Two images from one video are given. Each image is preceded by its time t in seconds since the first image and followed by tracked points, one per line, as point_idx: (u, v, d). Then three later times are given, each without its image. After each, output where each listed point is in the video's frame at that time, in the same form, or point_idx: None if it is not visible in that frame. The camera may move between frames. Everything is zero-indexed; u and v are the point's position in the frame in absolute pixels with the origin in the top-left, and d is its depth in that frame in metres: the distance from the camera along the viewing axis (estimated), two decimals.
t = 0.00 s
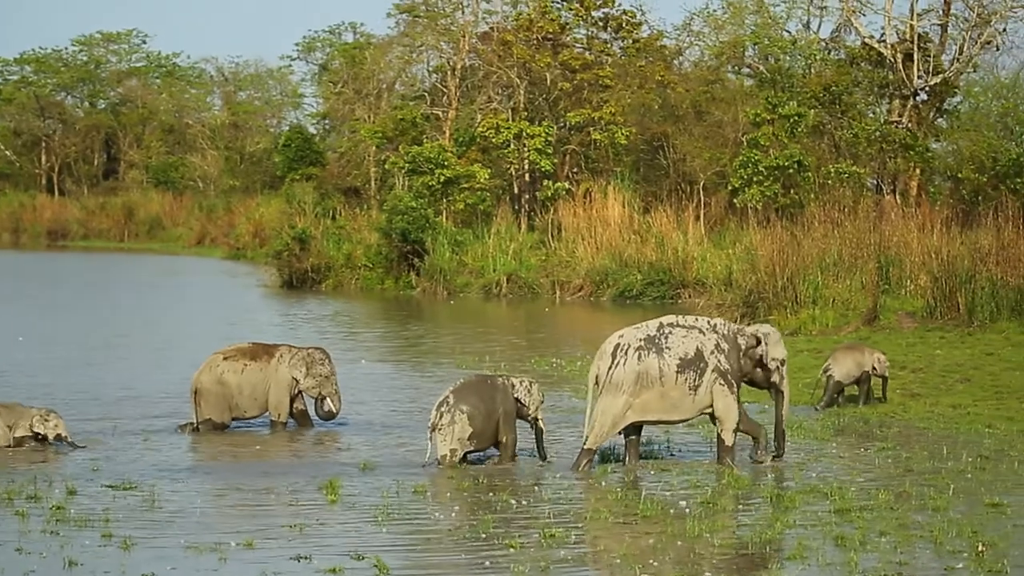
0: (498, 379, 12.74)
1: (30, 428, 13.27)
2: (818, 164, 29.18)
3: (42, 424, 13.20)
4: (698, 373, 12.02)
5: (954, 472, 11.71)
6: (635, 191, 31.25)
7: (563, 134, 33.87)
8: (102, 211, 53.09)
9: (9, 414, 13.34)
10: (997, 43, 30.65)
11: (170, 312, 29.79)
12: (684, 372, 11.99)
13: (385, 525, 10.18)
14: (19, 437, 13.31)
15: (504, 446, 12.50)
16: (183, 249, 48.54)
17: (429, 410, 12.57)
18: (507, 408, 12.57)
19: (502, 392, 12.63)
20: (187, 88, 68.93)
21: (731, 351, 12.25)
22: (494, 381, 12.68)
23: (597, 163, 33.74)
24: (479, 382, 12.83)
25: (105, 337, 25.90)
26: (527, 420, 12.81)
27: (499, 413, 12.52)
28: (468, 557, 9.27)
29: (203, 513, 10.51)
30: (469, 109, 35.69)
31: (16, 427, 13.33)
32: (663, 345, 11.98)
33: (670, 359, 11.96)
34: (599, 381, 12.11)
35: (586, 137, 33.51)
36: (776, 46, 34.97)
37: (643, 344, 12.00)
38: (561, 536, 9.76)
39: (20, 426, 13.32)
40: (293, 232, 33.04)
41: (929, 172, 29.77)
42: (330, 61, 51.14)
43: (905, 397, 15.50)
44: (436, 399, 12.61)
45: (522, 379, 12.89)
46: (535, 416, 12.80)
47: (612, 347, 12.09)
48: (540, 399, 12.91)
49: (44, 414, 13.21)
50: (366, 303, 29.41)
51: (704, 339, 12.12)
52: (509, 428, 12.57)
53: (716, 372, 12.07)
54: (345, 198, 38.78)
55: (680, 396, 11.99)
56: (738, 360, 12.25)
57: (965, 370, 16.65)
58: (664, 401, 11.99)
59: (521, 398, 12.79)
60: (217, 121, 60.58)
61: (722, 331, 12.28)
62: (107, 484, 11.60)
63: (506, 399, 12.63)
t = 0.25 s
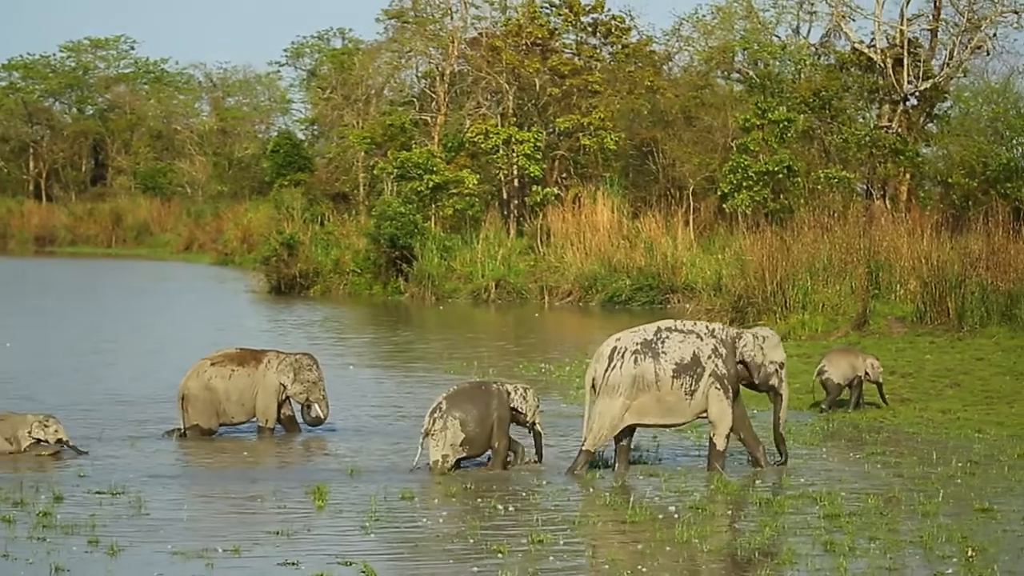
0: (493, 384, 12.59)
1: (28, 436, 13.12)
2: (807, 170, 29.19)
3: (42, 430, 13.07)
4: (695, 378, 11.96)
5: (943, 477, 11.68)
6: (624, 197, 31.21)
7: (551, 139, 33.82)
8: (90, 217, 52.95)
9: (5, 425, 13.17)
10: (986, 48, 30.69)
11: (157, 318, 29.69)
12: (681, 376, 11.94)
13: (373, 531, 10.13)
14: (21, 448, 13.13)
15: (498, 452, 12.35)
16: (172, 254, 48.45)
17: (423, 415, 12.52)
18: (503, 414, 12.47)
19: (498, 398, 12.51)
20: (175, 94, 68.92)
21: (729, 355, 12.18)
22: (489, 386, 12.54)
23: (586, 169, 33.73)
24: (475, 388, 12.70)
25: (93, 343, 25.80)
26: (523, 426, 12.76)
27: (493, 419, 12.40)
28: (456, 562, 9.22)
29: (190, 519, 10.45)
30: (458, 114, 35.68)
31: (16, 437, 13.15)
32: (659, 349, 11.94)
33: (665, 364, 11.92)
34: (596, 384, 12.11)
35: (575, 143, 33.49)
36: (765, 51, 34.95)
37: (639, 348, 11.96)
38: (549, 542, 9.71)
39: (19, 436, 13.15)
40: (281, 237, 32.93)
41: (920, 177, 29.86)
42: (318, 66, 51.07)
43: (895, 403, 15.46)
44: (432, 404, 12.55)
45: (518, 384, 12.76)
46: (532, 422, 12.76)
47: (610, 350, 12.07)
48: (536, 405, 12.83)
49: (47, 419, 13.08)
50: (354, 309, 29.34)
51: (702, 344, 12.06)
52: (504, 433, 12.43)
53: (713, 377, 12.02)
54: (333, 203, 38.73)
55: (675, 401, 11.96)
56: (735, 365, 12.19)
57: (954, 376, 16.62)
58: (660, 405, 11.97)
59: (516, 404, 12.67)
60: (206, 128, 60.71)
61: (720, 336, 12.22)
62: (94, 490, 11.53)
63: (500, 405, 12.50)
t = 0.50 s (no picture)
0: (495, 388, 12.55)
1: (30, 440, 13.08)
2: (800, 173, 29.21)
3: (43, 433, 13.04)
4: (694, 381, 11.94)
5: (937, 481, 11.67)
6: (617, 201, 31.19)
7: (544, 143, 33.79)
8: (81, 222, 52.84)
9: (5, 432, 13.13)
10: (980, 51, 30.72)
11: (149, 322, 29.61)
12: (680, 378, 11.93)
13: (367, 536, 10.08)
14: (23, 453, 13.11)
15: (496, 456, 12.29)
16: (164, 258, 48.37)
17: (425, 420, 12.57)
18: (503, 417, 12.39)
19: (499, 403, 12.45)
20: (167, 98, 68.93)
21: (730, 358, 12.17)
22: (489, 391, 12.51)
23: (579, 173, 33.71)
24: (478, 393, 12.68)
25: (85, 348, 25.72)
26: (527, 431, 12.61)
27: (493, 422, 12.34)
28: (450, 567, 9.18)
29: (182, 524, 10.40)
30: (451, 118, 35.65)
31: (17, 442, 13.13)
32: (659, 351, 11.94)
33: (665, 366, 11.91)
34: (596, 386, 12.08)
35: (568, 146, 33.48)
36: (758, 55, 34.94)
37: (639, 349, 11.95)
38: (543, 546, 9.68)
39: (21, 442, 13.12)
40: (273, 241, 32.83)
41: (913, 180, 29.93)
42: (310, 71, 51.04)
43: (888, 406, 15.44)
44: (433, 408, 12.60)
45: (522, 389, 12.67)
46: (535, 427, 12.58)
47: (609, 351, 12.06)
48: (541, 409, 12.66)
49: (46, 421, 13.05)
50: (347, 313, 29.29)
51: (701, 346, 12.05)
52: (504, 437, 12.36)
53: (712, 379, 12.00)
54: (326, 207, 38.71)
55: (675, 403, 11.94)
56: (736, 368, 12.17)
57: (948, 379, 16.61)
58: (660, 407, 11.95)
59: (518, 408, 12.55)
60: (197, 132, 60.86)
61: (721, 339, 12.20)
62: (86, 494, 11.48)
63: (501, 409, 12.44)
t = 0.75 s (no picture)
0: (492, 391, 12.57)
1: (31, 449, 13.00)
2: (794, 175, 29.21)
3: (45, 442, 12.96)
4: (694, 384, 11.91)
5: (932, 484, 11.64)
6: (611, 203, 31.14)
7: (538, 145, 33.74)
8: (74, 225, 52.75)
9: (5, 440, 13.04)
10: (975, 53, 30.72)
11: (143, 325, 29.54)
12: (680, 381, 11.89)
13: (360, 539, 10.04)
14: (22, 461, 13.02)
15: (496, 458, 12.30)
16: (157, 262, 48.30)
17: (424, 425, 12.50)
18: (502, 419, 12.39)
19: (498, 405, 12.46)
20: (159, 100, 69.01)
21: (728, 361, 12.13)
22: (487, 394, 12.51)
23: (573, 175, 33.69)
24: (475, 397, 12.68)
25: (77, 351, 25.64)
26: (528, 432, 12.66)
27: (492, 424, 12.34)
28: (444, 571, 9.14)
29: (175, 528, 10.35)
30: (444, 120, 35.59)
31: (16, 451, 13.04)
32: (659, 353, 11.88)
33: (665, 369, 11.86)
34: (596, 388, 12.03)
35: (561, 149, 33.45)
36: (752, 57, 34.92)
37: (639, 352, 11.90)
38: (537, 550, 9.64)
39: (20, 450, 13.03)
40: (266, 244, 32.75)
41: (909, 181, 30.06)
42: (303, 73, 50.99)
43: (884, 410, 15.41)
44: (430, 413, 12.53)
45: (520, 391, 12.71)
46: (536, 428, 12.64)
47: (609, 354, 12.01)
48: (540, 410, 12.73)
49: (48, 432, 12.96)
50: (340, 316, 29.24)
51: (701, 349, 12.01)
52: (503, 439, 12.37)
53: (712, 383, 11.96)
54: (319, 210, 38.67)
55: (675, 405, 11.91)
56: (734, 370, 12.14)
57: (943, 382, 16.59)
58: (660, 409, 11.91)
59: (518, 410, 12.59)
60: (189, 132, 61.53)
61: (720, 342, 12.16)
62: (79, 499, 11.43)
63: (499, 411, 12.45)
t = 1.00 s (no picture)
0: (488, 390, 12.53)
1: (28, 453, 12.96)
2: (789, 176, 29.17)
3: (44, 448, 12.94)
4: (694, 383, 11.90)
5: (928, 486, 11.60)
6: (606, 205, 31.08)
7: (532, 147, 33.68)
8: (67, 228, 52.64)
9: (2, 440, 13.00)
10: (971, 53, 30.67)
11: (135, 328, 29.45)
12: (681, 381, 11.90)
13: (355, 542, 9.99)
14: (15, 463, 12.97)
15: (495, 456, 12.25)
16: (150, 264, 48.18)
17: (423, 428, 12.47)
18: (500, 418, 12.35)
19: (494, 404, 12.41)
20: (152, 103, 68.95)
21: (728, 362, 12.10)
22: (483, 393, 12.47)
23: (567, 177, 33.64)
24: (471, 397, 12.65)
25: (70, 354, 25.57)
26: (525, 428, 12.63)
27: (490, 423, 12.30)
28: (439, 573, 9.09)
29: (169, 531, 10.29)
30: (437, 122, 35.50)
31: (11, 452, 12.98)
32: (659, 353, 11.91)
33: (665, 369, 11.89)
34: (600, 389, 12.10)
35: (556, 150, 33.38)
36: (747, 58, 34.84)
37: (639, 352, 11.95)
38: (533, 552, 9.58)
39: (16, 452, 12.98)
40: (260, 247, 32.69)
41: (905, 183, 30.13)
42: (296, 75, 50.91)
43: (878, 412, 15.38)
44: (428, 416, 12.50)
45: (517, 388, 12.66)
46: (534, 424, 12.62)
47: (610, 355, 12.07)
48: (537, 405, 12.69)
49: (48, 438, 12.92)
50: (333, 318, 29.17)
51: (700, 349, 12.01)
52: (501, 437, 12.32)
53: (711, 383, 11.94)
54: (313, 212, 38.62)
55: (677, 405, 11.93)
56: (735, 370, 12.11)
57: (939, 384, 16.55)
58: (662, 409, 11.94)
59: (514, 407, 12.55)
60: (182, 135, 61.57)
61: (720, 342, 12.12)
62: (72, 502, 11.37)
63: (497, 409, 12.41)
